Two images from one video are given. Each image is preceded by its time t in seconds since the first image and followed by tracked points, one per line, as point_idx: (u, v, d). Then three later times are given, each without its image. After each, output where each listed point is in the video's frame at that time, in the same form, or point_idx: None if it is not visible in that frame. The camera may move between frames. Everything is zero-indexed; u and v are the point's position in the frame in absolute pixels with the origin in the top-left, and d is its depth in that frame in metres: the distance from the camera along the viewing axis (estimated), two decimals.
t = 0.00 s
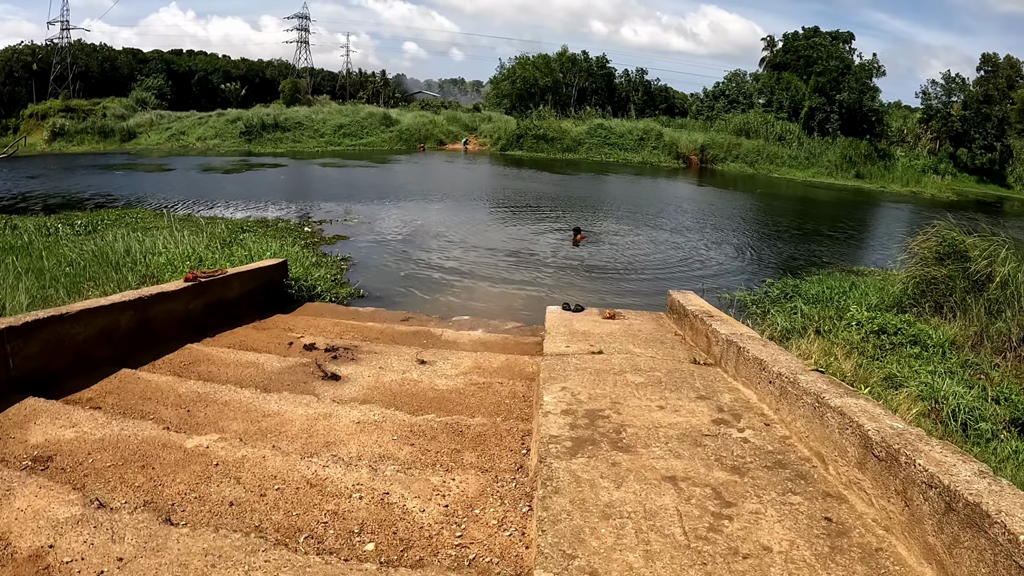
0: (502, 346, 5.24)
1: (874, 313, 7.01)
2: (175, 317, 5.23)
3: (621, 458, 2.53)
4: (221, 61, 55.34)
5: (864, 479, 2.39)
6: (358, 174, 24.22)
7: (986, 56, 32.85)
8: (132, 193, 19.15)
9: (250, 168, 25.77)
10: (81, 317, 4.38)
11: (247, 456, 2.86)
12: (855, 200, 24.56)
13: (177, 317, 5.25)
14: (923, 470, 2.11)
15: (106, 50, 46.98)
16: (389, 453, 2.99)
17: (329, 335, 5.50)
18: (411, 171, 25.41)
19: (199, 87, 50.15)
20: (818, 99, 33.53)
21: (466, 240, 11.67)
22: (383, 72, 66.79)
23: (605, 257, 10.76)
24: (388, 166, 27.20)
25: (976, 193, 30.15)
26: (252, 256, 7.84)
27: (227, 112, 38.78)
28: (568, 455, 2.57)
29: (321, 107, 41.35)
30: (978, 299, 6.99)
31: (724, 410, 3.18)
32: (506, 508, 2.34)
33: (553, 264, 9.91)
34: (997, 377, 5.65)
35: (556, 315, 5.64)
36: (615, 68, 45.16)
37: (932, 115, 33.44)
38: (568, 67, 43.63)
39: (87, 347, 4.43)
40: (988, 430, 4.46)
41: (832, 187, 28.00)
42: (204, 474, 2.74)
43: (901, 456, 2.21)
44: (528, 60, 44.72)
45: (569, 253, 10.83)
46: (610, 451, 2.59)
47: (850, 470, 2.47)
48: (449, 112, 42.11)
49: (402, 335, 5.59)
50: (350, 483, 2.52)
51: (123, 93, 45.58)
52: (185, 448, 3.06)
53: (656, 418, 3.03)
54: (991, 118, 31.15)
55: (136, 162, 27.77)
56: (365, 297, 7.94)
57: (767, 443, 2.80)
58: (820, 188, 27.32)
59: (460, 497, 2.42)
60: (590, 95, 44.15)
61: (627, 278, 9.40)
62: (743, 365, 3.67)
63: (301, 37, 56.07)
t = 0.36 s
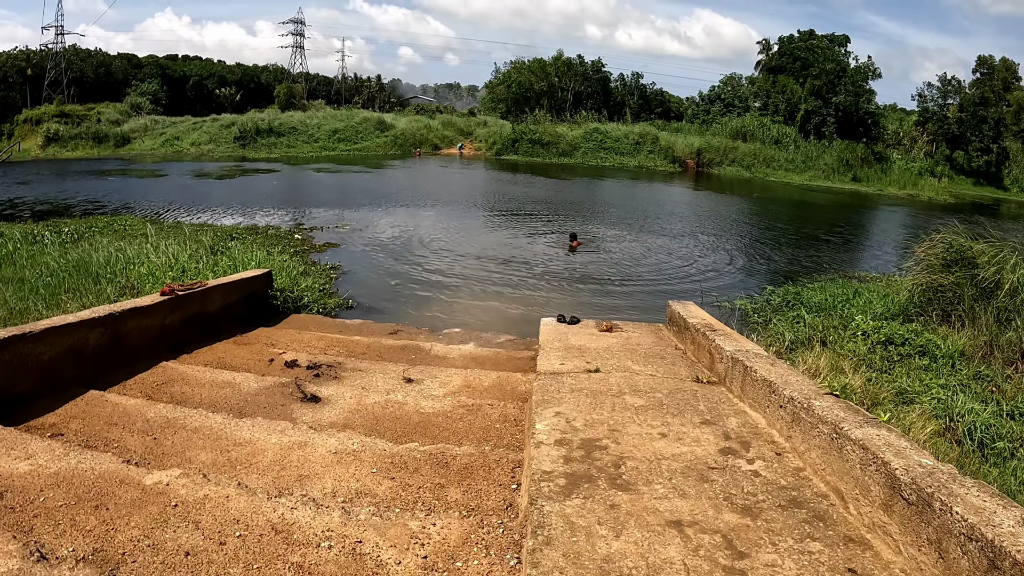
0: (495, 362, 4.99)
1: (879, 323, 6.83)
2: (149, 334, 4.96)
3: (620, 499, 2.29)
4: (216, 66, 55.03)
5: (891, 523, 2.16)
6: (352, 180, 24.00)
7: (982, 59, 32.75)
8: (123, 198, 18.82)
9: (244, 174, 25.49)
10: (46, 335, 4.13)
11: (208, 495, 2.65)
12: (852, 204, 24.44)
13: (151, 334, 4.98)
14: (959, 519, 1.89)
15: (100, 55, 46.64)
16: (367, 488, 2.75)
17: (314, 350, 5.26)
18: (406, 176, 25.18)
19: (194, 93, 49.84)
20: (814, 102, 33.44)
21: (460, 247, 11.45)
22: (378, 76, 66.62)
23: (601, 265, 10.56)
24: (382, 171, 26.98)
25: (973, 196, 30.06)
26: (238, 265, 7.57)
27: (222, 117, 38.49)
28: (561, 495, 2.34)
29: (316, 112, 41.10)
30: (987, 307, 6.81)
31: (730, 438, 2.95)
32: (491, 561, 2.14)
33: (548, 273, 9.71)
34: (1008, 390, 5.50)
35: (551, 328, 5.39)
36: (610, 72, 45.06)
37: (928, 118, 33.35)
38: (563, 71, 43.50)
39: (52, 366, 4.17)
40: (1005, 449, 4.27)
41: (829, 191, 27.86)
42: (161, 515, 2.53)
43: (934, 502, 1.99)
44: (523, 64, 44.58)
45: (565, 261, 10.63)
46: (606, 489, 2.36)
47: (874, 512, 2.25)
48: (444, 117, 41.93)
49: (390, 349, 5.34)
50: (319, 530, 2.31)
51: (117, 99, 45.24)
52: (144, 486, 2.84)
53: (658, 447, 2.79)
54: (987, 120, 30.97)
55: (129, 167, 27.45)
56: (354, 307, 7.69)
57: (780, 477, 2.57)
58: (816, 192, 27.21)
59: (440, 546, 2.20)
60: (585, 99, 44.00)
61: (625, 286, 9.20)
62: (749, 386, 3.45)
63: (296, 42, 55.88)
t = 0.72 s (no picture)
0: (488, 380, 4.72)
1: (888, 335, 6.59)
2: (119, 349, 4.65)
3: (618, 551, 2.04)
4: (215, 71, 54.84)
5: None
6: (349, 185, 23.78)
7: (982, 62, 32.47)
8: (115, 201, 18.52)
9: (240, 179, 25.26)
10: (3, 353, 3.83)
11: (156, 540, 2.47)
12: (853, 209, 24.20)
13: (121, 349, 4.67)
14: None
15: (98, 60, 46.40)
16: (336, 530, 2.50)
17: (297, 365, 4.96)
18: (403, 181, 24.95)
19: (193, 98, 49.63)
20: (814, 107, 33.26)
21: (455, 255, 11.23)
22: (377, 82, 66.55)
23: (600, 273, 10.33)
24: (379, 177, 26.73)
25: (973, 201, 29.85)
26: (223, 274, 7.28)
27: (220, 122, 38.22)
28: (552, 545, 2.06)
29: (314, 118, 40.87)
30: (1000, 318, 6.57)
31: (741, 471, 2.68)
32: None
33: (545, 282, 9.46)
34: None
35: (546, 342, 5.11)
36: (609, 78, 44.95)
37: (928, 123, 33.20)
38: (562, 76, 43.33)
39: (10, 387, 3.88)
40: None
41: (829, 196, 27.65)
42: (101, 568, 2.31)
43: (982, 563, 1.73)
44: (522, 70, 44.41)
45: (562, 269, 10.39)
46: (600, 538, 2.11)
47: (906, 565, 2.00)
48: (443, 123, 41.74)
49: (378, 365, 5.05)
50: None
51: (116, 103, 44.97)
52: (88, 526, 2.61)
53: (660, 483, 2.52)
54: (987, 124, 30.63)
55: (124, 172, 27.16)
56: (343, 317, 7.42)
57: (796, 519, 2.31)
58: (816, 197, 27.00)
59: None
60: (584, 105, 43.84)
61: (622, 296, 8.96)
62: (760, 411, 3.18)
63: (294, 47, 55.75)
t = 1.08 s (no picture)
0: (476, 400, 4.49)
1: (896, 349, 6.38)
2: (87, 367, 4.33)
3: None
4: (214, 78, 54.79)
5: None
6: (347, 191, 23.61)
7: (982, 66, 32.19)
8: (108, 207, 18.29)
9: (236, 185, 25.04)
10: None
11: None
12: (853, 215, 24.00)
13: (89, 368, 4.34)
14: None
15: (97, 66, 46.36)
16: None
17: (276, 383, 4.69)
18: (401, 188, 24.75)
19: (191, 103, 49.51)
20: (813, 112, 33.10)
21: (450, 263, 11.02)
22: (377, 88, 66.53)
23: (597, 282, 10.13)
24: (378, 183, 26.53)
25: (974, 206, 29.62)
26: (207, 283, 7.03)
27: (219, 129, 38.07)
28: None
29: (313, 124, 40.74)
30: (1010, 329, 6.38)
31: (744, 510, 2.46)
32: None
33: (542, 291, 9.28)
34: None
35: (538, 359, 4.87)
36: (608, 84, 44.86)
37: (928, 128, 33.05)
38: (561, 83, 43.22)
39: None
40: None
41: (829, 202, 27.46)
42: None
43: None
44: (521, 76, 44.30)
45: (559, 278, 10.20)
46: None
47: None
48: (442, 128, 41.63)
49: (361, 383, 4.79)
50: None
51: (115, 109, 44.87)
52: (22, 572, 2.41)
53: (654, 527, 2.29)
54: (987, 129, 30.32)
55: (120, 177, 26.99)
56: (331, 329, 7.18)
57: (805, 568, 2.10)
58: (815, 203, 26.81)
59: None
60: (583, 111, 43.72)
61: (621, 306, 8.78)
62: (769, 441, 2.96)
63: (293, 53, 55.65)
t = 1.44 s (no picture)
0: (468, 424, 4.29)
1: (908, 364, 6.13)
2: (55, 386, 4.01)
3: None
4: (217, 84, 54.84)
5: None
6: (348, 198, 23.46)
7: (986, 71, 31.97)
8: (104, 211, 18.06)
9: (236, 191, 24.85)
10: None
11: None
12: (857, 221, 23.73)
13: (57, 387, 4.03)
14: None
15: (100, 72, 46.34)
16: None
17: (257, 402, 4.45)
18: (402, 195, 24.60)
19: (194, 110, 49.55)
20: (817, 117, 32.88)
21: (448, 272, 10.81)
22: (379, 95, 66.60)
23: (597, 293, 9.92)
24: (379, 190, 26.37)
25: (978, 212, 29.36)
26: (193, 291, 6.78)
27: (221, 134, 37.98)
28: None
29: (314, 130, 40.64)
30: None
31: (751, 564, 2.26)
32: None
33: (541, 302, 9.08)
34: None
35: (533, 379, 4.66)
36: (611, 90, 44.76)
37: (932, 133, 32.88)
38: (564, 88, 43.08)
39: None
40: None
41: (833, 208, 27.22)
42: None
43: None
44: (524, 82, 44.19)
45: (558, 288, 9.99)
46: None
47: None
48: (444, 135, 41.52)
49: (348, 403, 4.56)
50: None
51: (117, 115, 44.86)
52: None
53: None
54: (991, 134, 30.10)
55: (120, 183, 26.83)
56: (321, 342, 6.96)
57: None
58: (819, 209, 26.59)
59: None
60: (586, 117, 43.57)
61: (622, 318, 8.58)
62: (779, 477, 2.75)
63: (296, 59, 55.67)
